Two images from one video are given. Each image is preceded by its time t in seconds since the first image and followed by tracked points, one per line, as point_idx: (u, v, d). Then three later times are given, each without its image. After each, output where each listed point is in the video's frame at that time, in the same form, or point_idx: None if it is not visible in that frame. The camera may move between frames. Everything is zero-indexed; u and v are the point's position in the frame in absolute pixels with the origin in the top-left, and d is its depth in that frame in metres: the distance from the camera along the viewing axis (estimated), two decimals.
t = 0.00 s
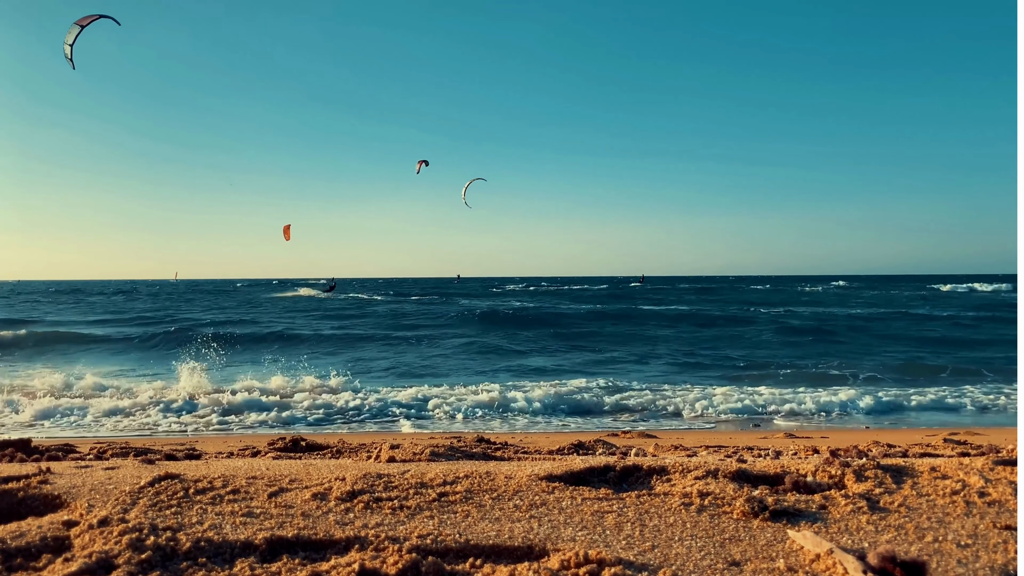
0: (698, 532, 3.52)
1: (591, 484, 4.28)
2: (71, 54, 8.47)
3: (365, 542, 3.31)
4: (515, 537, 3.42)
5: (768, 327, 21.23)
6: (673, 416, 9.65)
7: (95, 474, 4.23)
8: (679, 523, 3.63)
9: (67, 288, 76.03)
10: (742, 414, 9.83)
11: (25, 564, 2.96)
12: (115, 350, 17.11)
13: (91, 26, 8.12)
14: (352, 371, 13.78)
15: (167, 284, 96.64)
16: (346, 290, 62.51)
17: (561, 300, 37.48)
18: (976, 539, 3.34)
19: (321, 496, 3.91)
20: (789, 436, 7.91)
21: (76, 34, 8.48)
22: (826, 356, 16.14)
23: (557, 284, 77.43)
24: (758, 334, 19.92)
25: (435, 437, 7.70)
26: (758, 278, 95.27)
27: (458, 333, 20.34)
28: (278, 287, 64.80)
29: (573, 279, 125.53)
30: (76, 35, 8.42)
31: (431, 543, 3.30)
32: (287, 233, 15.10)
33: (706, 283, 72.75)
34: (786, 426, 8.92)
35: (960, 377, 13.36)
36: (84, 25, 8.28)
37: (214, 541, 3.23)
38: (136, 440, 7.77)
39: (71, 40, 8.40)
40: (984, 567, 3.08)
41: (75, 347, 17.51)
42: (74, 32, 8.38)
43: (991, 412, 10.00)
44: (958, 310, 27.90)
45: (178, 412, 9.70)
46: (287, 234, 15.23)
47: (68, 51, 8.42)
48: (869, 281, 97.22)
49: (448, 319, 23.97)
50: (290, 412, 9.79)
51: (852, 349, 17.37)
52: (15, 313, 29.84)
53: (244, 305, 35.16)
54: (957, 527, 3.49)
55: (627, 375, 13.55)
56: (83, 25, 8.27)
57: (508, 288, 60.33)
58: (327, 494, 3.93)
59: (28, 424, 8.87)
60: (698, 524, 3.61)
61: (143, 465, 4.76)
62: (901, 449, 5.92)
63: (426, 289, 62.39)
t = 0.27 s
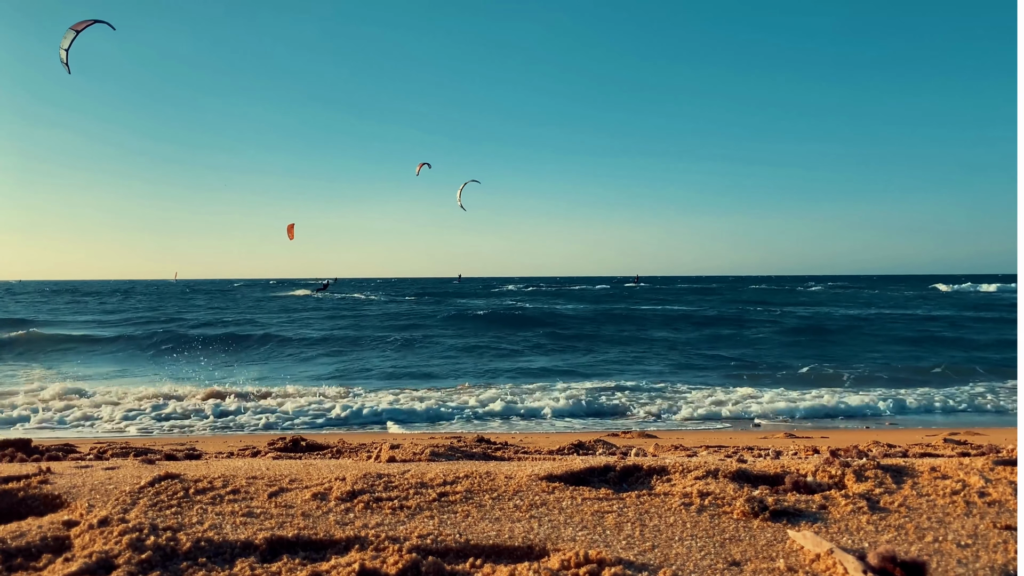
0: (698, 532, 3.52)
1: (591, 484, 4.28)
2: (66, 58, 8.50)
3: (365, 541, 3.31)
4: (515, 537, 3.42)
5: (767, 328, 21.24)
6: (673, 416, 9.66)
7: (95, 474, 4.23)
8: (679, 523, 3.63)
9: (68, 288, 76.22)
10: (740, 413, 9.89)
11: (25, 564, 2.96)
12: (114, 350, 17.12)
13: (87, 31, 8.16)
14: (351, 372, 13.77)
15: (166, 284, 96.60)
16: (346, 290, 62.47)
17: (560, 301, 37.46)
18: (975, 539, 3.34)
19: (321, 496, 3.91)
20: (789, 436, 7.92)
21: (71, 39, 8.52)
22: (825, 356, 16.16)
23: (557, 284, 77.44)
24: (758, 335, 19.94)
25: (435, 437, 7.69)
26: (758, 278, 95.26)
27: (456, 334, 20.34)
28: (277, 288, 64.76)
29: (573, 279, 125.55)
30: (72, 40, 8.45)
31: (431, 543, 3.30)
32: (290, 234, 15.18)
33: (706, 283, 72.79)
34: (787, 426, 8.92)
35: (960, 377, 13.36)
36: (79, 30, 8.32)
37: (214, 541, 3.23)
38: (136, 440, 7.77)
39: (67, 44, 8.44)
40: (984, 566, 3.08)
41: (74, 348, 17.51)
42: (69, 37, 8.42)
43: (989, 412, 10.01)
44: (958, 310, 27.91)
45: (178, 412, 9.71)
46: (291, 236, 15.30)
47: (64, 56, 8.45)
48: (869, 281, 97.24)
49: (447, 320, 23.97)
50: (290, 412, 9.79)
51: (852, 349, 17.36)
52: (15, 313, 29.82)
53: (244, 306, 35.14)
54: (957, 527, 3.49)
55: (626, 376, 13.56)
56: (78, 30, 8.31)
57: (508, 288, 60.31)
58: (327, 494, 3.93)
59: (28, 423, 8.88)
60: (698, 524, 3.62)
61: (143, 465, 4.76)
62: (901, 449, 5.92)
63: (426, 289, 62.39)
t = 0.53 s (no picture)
0: (698, 532, 3.52)
1: (591, 484, 4.28)
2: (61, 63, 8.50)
3: (365, 541, 3.31)
4: (515, 537, 3.42)
5: (767, 328, 21.26)
6: (674, 416, 9.65)
7: (95, 474, 4.23)
8: (679, 523, 3.63)
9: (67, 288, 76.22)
10: (741, 413, 9.88)
11: (25, 564, 2.96)
12: (115, 351, 17.14)
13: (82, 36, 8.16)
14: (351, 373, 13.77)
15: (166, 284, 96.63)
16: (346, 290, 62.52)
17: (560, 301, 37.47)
18: (976, 539, 3.34)
19: (321, 495, 3.91)
20: (789, 436, 7.92)
21: (66, 44, 8.51)
22: (824, 356, 16.16)
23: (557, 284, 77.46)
24: (758, 335, 19.94)
25: (435, 437, 7.70)
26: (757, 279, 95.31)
27: (456, 334, 20.35)
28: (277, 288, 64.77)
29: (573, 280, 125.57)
30: (66, 44, 8.44)
31: (431, 543, 3.30)
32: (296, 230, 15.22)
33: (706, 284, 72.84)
34: (786, 426, 8.92)
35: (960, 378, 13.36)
36: (74, 35, 8.31)
37: (214, 541, 3.23)
38: (136, 440, 7.77)
39: (61, 49, 8.43)
40: (984, 566, 3.08)
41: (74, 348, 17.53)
42: (63, 43, 8.41)
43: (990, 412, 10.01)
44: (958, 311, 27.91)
45: (179, 412, 9.72)
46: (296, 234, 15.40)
47: (58, 61, 8.45)
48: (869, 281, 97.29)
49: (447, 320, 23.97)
50: (290, 412, 9.80)
51: (852, 350, 17.36)
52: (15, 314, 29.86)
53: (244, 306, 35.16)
54: (957, 527, 3.50)
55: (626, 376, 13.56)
56: (73, 36, 8.30)
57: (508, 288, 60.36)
58: (327, 494, 3.93)
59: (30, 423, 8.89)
60: (698, 524, 3.62)
61: (143, 465, 4.76)
62: (901, 449, 5.92)
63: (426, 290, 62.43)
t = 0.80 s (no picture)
0: (698, 532, 3.52)
1: (591, 484, 4.28)
2: (54, 67, 8.51)
3: (365, 541, 3.31)
4: (516, 537, 3.42)
5: (767, 328, 21.30)
6: (674, 416, 9.66)
7: (95, 474, 4.23)
8: (679, 523, 3.63)
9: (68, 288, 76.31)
10: (741, 413, 9.88)
11: (25, 564, 2.96)
12: (116, 352, 17.14)
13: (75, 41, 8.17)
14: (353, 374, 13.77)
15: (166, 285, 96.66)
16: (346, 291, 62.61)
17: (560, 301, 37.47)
18: (976, 539, 3.34)
19: (320, 496, 3.91)
20: (789, 436, 7.93)
21: (59, 49, 8.51)
22: (824, 357, 16.19)
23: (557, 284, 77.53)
24: (757, 336, 19.98)
25: (435, 437, 7.71)
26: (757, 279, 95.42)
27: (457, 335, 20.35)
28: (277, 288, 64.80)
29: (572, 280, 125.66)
30: (60, 49, 8.45)
31: (431, 543, 3.30)
32: (300, 230, 15.19)
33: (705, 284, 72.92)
34: (787, 426, 8.93)
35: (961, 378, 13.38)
36: (67, 40, 8.32)
37: (214, 541, 3.23)
38: (136, 440, 7.78)
39: (55, 54, 8.44)
40: (984, 567, 3.08)
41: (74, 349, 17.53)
42: (57, 47, 8.42)
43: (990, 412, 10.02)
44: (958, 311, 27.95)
45: (178, 412, 9.71)
46: (300, 234, 15.41)
47: (51, 65, 8.46)
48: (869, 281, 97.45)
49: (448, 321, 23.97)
50: (290, 412, 9.80)
51: (852, 350, 17.37)
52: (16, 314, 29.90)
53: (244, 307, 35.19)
54: (957, 527, 3.50)
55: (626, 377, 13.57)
56: (66, 41, 8.31)
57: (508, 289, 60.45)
58: (327, 494, 3.93)
59: (28, 424, 8.87)
60: (698, 524, 3.61)
61: (143, 465, 4.77)
62: (901, 449, 5.93)
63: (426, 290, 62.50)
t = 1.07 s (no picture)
0: (698, 532, 3.52)
1: (591, 484, 4.28)
2: (46, 72, 8.50)
3: (365, 541, 3.31)
4: (516, 537, 3.42)
5: (767, 328, 21.32)
6: (674, 416, 9.65)
7: (95, 474, 4.24)
8: (679, 523, 3.63)
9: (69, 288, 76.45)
10: (741, 413, 9.88)
11: (25, 564, 2.96)
12: (116, 352, 17.13)
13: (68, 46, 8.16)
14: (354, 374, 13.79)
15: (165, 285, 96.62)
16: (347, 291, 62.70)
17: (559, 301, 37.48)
18: (976, 539, 3.34)
19: (321, 496, 3.91)
20: (789, 436, 7.92)
21: (52, 53, 8.50)
22: (825, 357, 16.20)
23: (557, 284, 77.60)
24: (757, 336, 19.99)
25: (435, 437, 7.71)
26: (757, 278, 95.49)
27: (457, 335, 20.35)
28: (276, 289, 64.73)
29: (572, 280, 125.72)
30: (52, 54, 8.44)
31: (431, 543, 3.30)
32: (303, 229, 15.22)
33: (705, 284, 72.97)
34: (786, 426, 8.93)
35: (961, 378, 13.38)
36: (60, 46, 8.31)
37: (214, 541, 3.23)
38: (136, 440, 7.78)
39: (48, 59, 8.43)
40: (984, 567, 3.08)
41: (74, 349, 17.52)
42: (50, 52, 8.41)
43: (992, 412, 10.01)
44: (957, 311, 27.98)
45: (177, 412, 9.71)
46: (302, 233, 15.44)
47: (44, 70, 8.44)
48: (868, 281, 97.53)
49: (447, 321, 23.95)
50: (290, 412, 9.80)
51: (851, 350, 17.38)
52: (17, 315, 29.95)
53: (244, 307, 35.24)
54: (957, 527, 3.50)
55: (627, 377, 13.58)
56: (59, 46, 8.30)
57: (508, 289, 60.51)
58: (327, 494, 3.93)
59: (28, 423, 8.88)
60: (698, 524, 3.61)
61: (143, 465, 4.77)
62: (902, 449, 5.93)
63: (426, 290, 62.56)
